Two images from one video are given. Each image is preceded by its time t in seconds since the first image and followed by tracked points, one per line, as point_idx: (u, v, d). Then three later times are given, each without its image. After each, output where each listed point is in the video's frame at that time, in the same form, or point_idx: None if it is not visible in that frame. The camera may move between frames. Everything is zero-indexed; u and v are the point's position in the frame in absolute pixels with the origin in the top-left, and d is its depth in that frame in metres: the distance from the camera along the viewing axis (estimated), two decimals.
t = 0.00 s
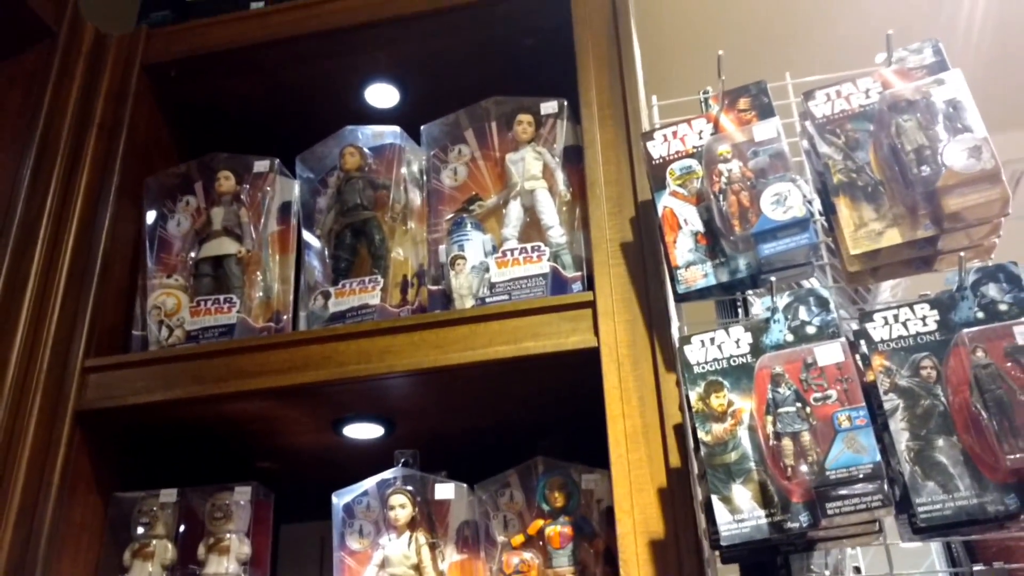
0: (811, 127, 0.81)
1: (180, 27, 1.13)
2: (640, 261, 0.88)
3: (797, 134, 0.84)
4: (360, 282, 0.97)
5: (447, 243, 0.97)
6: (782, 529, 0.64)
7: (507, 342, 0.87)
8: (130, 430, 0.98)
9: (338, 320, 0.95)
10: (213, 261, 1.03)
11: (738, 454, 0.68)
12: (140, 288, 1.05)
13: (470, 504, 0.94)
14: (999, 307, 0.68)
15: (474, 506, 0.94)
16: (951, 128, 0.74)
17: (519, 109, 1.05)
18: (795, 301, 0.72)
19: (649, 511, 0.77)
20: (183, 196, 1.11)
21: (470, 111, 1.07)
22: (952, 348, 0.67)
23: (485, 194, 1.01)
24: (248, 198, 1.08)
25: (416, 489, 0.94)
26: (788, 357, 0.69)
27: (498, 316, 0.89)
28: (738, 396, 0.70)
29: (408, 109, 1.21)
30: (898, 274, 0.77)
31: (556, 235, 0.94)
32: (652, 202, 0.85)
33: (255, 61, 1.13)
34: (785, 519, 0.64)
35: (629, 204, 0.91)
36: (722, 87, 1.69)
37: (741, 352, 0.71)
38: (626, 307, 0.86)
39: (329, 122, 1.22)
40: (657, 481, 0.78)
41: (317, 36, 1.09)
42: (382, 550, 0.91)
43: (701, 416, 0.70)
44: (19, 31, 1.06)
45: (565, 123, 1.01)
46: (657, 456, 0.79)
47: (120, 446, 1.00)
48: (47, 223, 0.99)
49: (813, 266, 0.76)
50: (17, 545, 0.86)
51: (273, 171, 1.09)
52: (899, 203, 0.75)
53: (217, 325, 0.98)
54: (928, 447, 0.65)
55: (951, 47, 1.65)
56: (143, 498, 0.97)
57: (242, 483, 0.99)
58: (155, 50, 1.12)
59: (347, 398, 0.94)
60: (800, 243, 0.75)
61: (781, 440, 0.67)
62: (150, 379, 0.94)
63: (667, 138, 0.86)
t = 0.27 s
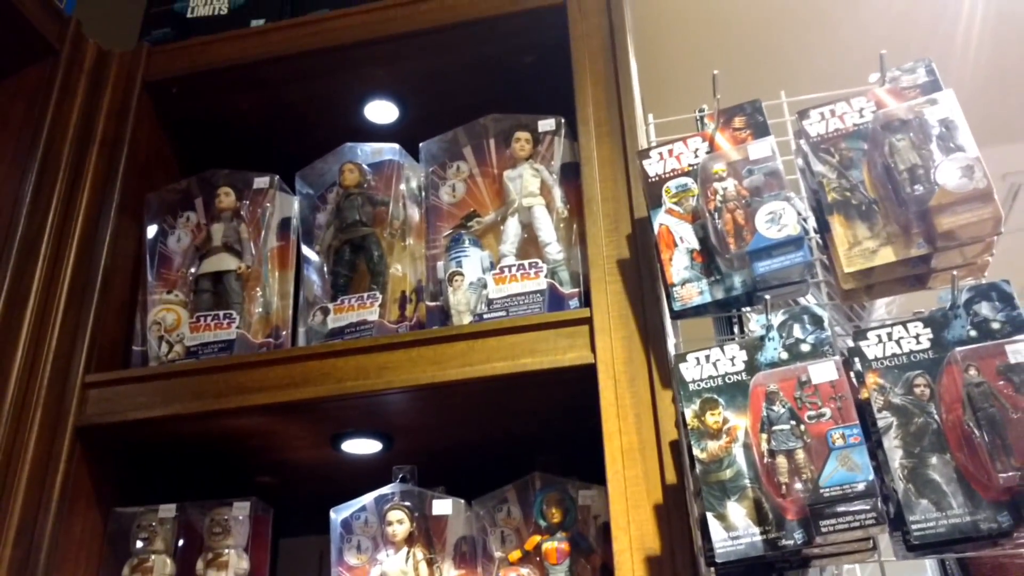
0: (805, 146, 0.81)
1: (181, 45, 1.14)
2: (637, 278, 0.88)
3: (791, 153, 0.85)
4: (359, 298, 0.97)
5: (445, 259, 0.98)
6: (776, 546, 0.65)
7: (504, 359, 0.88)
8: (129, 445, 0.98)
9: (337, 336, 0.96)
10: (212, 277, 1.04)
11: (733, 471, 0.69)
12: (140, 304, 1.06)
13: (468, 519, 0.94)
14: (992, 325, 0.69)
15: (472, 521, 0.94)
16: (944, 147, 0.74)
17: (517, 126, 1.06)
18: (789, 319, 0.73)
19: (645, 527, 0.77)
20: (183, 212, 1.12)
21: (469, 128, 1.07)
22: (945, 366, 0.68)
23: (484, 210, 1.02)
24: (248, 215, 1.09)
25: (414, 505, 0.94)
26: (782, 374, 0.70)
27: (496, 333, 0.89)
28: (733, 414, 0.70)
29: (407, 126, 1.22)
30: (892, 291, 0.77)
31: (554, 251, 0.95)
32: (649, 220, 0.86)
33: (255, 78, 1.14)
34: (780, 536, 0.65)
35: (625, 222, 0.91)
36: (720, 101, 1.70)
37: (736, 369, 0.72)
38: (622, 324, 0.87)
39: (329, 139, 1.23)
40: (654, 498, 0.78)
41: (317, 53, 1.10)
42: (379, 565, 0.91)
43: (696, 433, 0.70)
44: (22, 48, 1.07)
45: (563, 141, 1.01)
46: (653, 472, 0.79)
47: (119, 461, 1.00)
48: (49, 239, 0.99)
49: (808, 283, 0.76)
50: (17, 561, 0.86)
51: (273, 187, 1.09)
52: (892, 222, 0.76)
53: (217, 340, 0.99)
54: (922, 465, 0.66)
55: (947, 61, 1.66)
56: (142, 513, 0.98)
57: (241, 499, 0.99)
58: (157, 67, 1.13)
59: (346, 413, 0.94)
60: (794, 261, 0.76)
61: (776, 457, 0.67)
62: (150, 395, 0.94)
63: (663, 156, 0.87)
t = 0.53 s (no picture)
0: (804, 150, 0.82)
1: (183, 47, 1.14)
2: (636, 281, 0.89)
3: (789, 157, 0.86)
4: (358, 299, 0.97)
5: (445, 261, 0.98)
6: (772, 547, 0.65)
7: (504, 360, 0.88)
8: (129, 445, 0.99)
9: (337, 337, 0.96)
10: (213, 277, 1.04)
11: (730, 472, 0.69)
12: (141, 305, 1.06)
13: (466, 520, 0.94)
14: (988, 329, 0.69)
15: (470, 523, 0.95)
16: (941, 152, 0.75)
17: (516, 129, 1.06)
18: (787, 321, 0.73)
19: (643, 528, 0.78)
20: (184, 213, 1.13)
21: (469, 131, 1.08)
22: (942, 369, 0.68)
23: (484, 212, 1.02)
24: (249, 216, 1.09)
25: (412, 505, 0.95)
26: (779, 377, 0.70)
27: (495, 334, 0.90)
28: (730, 415, 0.71)
29: (408, 129, 1.23)
30: (890, 295, 0.77)
31: (553, 254, 0.95)
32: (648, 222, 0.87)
33: (257, 80, 1.14)
34: (776, 537, 0.65)
35: (624, 225, 0.92)
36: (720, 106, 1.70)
37: (734, 372, 0.72)
38: (621, 326, 0.87)
39: (329, 141, 1.24)
40: (651, 499, 0.79)
41: (318, 56, 1.11)
42: (378, 566, 0.91)
43: (694, 435, 0.71)
44: (25, 49, 1.07)
45: (563, 144, 1.02)
46: (651, 474, 0.80)
47: (118, 461, 1.00)
48: (50, 239, 1.00)
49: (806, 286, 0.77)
50: (17, 560, 0.86)
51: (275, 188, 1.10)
52: (890, 226, 0.76)
53: (217, 341, 0.99)
54: (918, 467, 0.66)
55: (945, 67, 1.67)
56: (140, 513, 0.98)
57: (240, 498, 1.00)
58: (159, 69, 1.14)
59: (345, 414, 0.95)
60: (792, 264, 0.76)
61: (773, 458, 0.68)
62: (150, 395, 0.94)
63: (662, 159, 0.87)
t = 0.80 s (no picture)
0: (801, 149, 0.82)
1: (181, 45, 1.14)
2: (633, 279, 0.89)
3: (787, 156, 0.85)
4: (355, 297, 0.97)
5: (442, 259, 0.98)
6: (769, 545, 0.65)
7: (500, 359, 0.88)
8: (124, 443, 0.98)
9: (333, 335, 0.96)
10: (210, 275, 1.04)
11: (726, 471, 0.69)
12: (138, 302, 1.05)
13: (462, 519, 0.94)
14: (986, 328, 0.69)
15: (466, 522, 0.94)
16: (939, 151, 0.75)
17: (514, 128, 1.06)
18: (784, 319, 0.73)
19: (639, 527, 0.78)
20: (182, 210, 1.12)
21: (467, 129, 1.08)
22: (939, 368, 0.68)
23: (481, 211, 1.02)
24: (246, 214, 1.09)
25: (408, 504, 0.95)
26: (775, 375, 0.70)
27: (491, 333, 0.90)
28: (727, 413, 0.70)
29: (406, 127, 1.22)
30: (886, 294, 0.77)
31: (550, 252, 0.95)
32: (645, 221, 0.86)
33: (255, 78, 1.14)
34: (773, 535, 0.65)
35: (621, 224, 0.92)
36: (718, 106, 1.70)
37: (730, 369, 0.72)
38: (617, 325, 0.87)
39: (327, 140, 1.24)
40: (647, 498, 0.79)
41: (317, 54, 1.11)
42: (373, 564, 0.91)
43: (690, 432, 0.71)
44: (23, 46, 1.07)
45: (561, 142, 1.02)
46: (647, 473, 0.80)
47: (114, 459, 1.00)
48: (46, 236, 0.99)
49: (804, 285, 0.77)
50: (11, 557, 0.86)
51: (272, 186, 1.10)
52: (887, 225, 0.76)
53: (213, 338, 0.99)
54: (914, 465, 0.66)
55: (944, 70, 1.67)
56: (136, 511, 0.97)
57: (235, 496, 0.99)
58: (157, 66, 1.14)
59: (341, 412, 0.95)
60: (789, 263, 0.76)
61: (769, 457, 0.67)
62: (145, 392, 0.94)
63: (660, 158, 0.87)
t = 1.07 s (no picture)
0: (795, 148, 0.82)
1: (174, 42, 1.14)
2: (627, 279, 0.89)
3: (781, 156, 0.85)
4: (348, 295, 0.97)
5: (435, 258, 0.98)
6: (761, 545, 0.65)
7: (493, 358, 0.88)
8: (116, 441, 0.98)
9: (325, 333, 0.95)
10: (202, 273, 1.03)
11: (719, 470, 0.69)
12: (131, 300, 1.05)
13: (455, 519, 0.94)
14: (978, 328, 0.69)
15: (459, 521, 0.94)
16: (932, 151, 0.75)
17: (508, 127, 1.06)
18: (777, 319, 0.73)
19: (632, 526, 0.77)
20: (175, 207, 1.12)
21: (461, 128, 1.08)
22: (931, 368, 0.68)
23: (475, 210, 1.02)
24: (239, 212, 1.08)
25: (401, 503, 0.94)
26: (768, 374, 0.70)
27: (484, 332, 0.89)
28: (719, 413, 0.70)
29: (400, 126, 1.22)
30: (879, 294, 0.77)
31: (544, 251, 0.95)
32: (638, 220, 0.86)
33: (249, 76, 1.14)
34: (765, 535, 0.65)
35: (615, 223, 0.92)
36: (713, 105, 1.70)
37: (723, 369, 0.72)
38: (611, 324, 0.87)
39: (321, 139, 1.23)
40: (640, 498, 0.78)
41: (310, 52, 1.10)
42: (365, 563, 0.91)
43: (683, 432, 0.70)
44: (15, 43, 1.06)
45: (555, 141, 1.01)
46: (640, 472, 0.79)
47: (105, 457, 0.99)
48: (38, 233, 0.99)
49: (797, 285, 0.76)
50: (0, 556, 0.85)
51: (265, 184, 1.09)
52: (880, 224, 0.76)
53: (206, 336, 0.98)
54: (906, 465, 0.66)
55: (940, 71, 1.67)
56: (127, 509, 0.97)
57: (227, 495, 0.99)
58: (150, 64, 1.13)
59: (334, 411, 0.94)
60: (783, 262, 0.76)
61: (761, 456, 0.67)
62: (137, 390, 0.94)
63: (653, 157, 0.87)
